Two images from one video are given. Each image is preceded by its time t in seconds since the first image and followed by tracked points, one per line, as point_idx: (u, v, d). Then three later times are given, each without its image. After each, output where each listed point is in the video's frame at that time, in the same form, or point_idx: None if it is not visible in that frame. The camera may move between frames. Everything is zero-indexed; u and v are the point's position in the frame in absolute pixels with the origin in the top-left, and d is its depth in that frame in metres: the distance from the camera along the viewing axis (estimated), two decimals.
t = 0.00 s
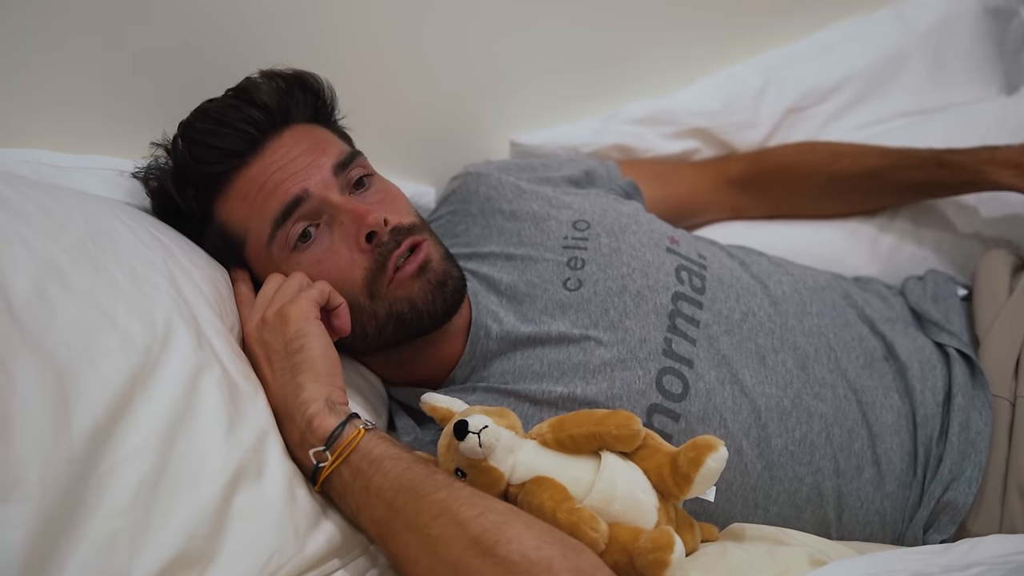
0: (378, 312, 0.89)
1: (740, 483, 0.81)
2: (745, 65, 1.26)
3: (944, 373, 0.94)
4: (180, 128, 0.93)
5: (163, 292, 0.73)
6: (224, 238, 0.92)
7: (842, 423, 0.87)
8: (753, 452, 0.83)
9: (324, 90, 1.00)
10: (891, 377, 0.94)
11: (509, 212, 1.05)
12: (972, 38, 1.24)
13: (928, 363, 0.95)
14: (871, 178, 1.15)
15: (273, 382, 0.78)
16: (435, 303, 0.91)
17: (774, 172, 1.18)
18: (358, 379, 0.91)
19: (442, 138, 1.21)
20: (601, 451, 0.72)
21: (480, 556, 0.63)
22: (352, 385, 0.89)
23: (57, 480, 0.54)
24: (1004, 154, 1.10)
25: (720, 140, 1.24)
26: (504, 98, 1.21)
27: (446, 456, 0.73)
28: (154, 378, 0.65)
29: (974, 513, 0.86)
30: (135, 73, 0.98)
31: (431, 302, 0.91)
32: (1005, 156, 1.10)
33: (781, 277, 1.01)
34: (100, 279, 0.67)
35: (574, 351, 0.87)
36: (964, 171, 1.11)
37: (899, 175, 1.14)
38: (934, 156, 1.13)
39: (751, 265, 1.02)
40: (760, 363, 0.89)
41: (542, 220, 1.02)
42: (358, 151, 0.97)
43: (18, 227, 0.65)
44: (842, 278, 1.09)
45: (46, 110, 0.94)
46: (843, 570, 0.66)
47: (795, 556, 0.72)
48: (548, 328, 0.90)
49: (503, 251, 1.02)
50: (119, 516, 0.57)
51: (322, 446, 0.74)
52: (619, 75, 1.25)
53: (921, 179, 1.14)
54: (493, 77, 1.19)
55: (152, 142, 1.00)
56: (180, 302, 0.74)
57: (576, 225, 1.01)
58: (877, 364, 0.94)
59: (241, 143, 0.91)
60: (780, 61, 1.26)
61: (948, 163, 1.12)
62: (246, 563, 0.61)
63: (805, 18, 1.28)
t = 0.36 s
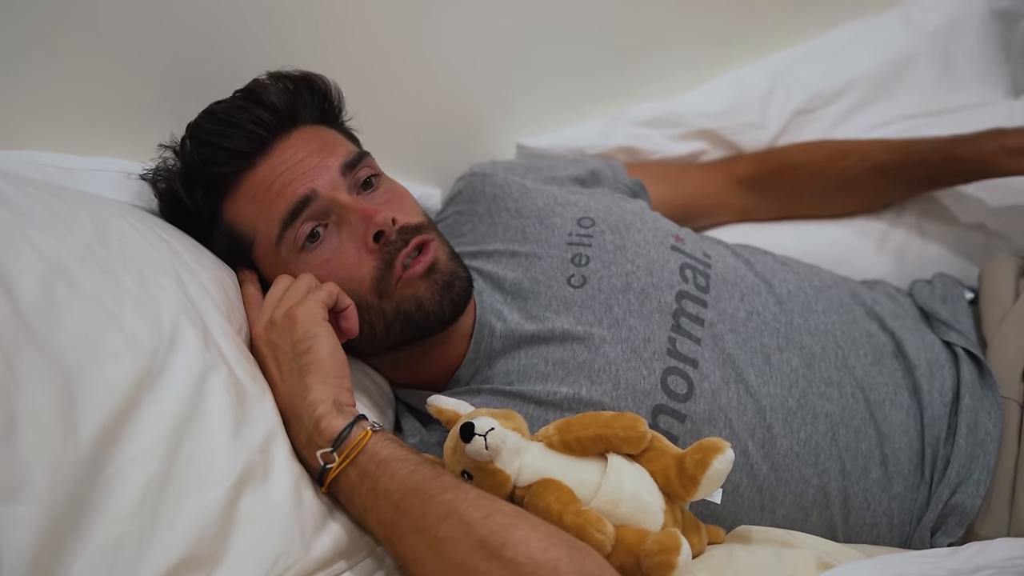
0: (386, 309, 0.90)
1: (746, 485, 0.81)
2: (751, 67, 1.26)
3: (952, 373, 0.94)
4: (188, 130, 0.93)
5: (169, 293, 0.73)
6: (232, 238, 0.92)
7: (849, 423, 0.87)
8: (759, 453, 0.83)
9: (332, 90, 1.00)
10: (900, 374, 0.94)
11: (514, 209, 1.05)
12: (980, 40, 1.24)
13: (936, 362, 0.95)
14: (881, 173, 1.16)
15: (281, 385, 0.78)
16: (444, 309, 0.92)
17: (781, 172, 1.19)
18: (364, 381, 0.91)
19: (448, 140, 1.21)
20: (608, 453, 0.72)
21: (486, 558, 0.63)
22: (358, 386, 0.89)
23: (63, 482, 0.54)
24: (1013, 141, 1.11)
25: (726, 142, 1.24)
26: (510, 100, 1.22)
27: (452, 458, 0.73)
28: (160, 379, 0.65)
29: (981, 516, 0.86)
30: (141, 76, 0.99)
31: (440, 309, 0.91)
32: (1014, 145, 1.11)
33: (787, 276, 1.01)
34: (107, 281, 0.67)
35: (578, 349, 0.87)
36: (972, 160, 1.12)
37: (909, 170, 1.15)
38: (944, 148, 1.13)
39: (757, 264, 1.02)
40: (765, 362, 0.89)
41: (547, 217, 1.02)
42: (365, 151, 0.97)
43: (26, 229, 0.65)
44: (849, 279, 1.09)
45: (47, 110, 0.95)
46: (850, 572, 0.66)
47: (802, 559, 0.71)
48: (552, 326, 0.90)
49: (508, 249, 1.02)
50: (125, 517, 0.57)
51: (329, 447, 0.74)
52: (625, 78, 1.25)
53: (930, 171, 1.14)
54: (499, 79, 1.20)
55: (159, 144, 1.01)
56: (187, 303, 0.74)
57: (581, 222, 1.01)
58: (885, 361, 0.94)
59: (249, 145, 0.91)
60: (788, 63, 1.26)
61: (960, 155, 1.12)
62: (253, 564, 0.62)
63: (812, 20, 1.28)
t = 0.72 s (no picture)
0: (393, 310, 0.90)
1: (753, 487, 0.81)
2: (757, 68, 1.26)
3: (957, 377, 0.94)
4: (196, 129, 0.93)
5: (177, 293, 0.73)
6: (239, 237, 0.92)
7: (855, 426, 0.87)
8: (765, 455, 0.83)
9: (340, 91, 1.00)
10: (905, 379, 0.94)
11: (521, 210, 1.05)
12: (987, 40, 1.24)
13: (941, 365, 0.95)
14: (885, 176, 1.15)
15: (288, 384, 0.79)
16: (450, 305, 0.92)
17: (787, 172, 1.19)
18: (370, 380, 0.91)
19: (455, 140, 1.21)
20: (614, 454, 0.72)
21: (493, 557, 0.63)
22: (365, 386, 0.89)
23: (71, 481, 0.54)
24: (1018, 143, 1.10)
25: (732, 141, 1.24)
26: (516, 100, 1.22)
27: (459, 458, 0.73)
28: (168, 378, 0.65)
29: (987, 519, 0.86)
30: (149, 75, 0.99)
31: (445, 305, 0.91)
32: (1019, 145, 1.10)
33: (793, 278, 1.01)
34: (115, 280, 0.67)
35: (584, 350, 0.87)
36: (976, 163, 1.11)
37: (913, 173, 1.14)
38: (949, 151, 1.12)
39: (763, 265, 1.02)
40: (771, 364, 0.89)
41: (553, 218, 1.02)
42: (373, 151, 0.98)
43: (34, 227, 0.65)
44: (855, 280, 1.09)
45: (49, 107, 0.95)
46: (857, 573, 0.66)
47: (808, 560, 0.71)
48: (558, 327, 0.90)
49: (514, 249, 1.02)
50: (133, 516, 0.57)
51: (336, 447, 0.74)
52: (631, 78, 1.25)
53: (936, 172, 1.14)
54: (506, 79, 1.20)
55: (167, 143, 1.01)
56: (195, 303, 0.74)
57: (587, 223, 1.01)
58: (890, 365, 0.94)
59: (257, 144, 0.91)
60: (794, 64, 1.26)
61: (963, 158, 1.12)
62: (260, 564, 0.62)
63: (819, 20, 1.28)
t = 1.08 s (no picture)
0: (397, 310, 0.90)
1: (756, 487, 0.81)
2: (761, 67, 1.26)
3: (960, 378, 0.94)
4: (201, 128, 0.93)
5: (180, 292, 0.73)
6: (244, 237, 0.92)
7: (859, 426, 0.87)
8: (769, 455, 0.83)
9: (344, 90, 1.00)
10: (908, 379, 0.94)
11: (525, 209, 1.05)
12: (991, 39, 1.24)
13: (945, 366, 0.95)
14: (890, 172, 1.15)
15: (292, 383, 0.78)
16: (457, 305, 0.92)
17: (791, 171, 1.19)
18: (374, 380, 0.91)
19: (458, 139, 1.21)
20: (618, 452, 0.72)
21: (497, 556, 0.63)
22: (369, 385, 0.89)
23: (74, 479, 0.54)
24: None
25: (736, 139, 1.24)
26: (520, 98, 1.22)
27: (463, 456, 0.73)
28: (172, 377, 0.65)
29: (991, 520, 0.86)
30: (152, 74, 0.99)
31: (452, 306, 0.91)
32: None
33: (797, 278, 1.01)
34: (119, 279, 0.67)
35: (588, 350, 0.87)
36: (983, 155, 1.11)
37: (919, 167, 1.14)
38: (955, 144, 1.12)
39: (767, 265, 1.02)
40: (776, 364, 0.89)
41: (558, 217, 1.02)
42: (377, 151, 0.97)
43: (38, 226, 0.65)
44: (858, 280, 1.09)
45: (52, 108, 0.95)
46: (860, 572, 0.66)
47: (812, 560, 0.71)
48: (562, 326, 0.90)
49: (519, 249, 1.02)
50: (136, 514, 0.57)
51: (339, 445, 0.74)
52: (635, 76, 1.25)
53: (941, 167, 1.14)
54: (510, 78, 1.20)
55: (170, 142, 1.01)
56: (199, 302, 0.74)
57: (591, 223, 1.01)
58: (894, 366, 0.94)
59: (261, 142, 0.91)
60: (798, 63, 1.26)
61: (970, 151, 1.12)
62: (263, 563, 0.61)
63: (823, 19, 1.28)
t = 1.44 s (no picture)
0: (399, 312, 0.90)
1: (759, 488, 0.81)
2: (764, 67, 1.26)
3: (962, 379, 0.94)
4: (202, 128, 0.93)
5: (182, 292, 0.73)
6: (245, 237, 0.92)
7: (861, 427, 0.87)
8: (771, 456, 0.83)
9: (346, 90, 1.00)
10: (910, 381, 0.94)
11: (528, 210, 1.05)
12: (993, 39, 1.24)
13: (947, 367, 0.95)
14: (894, 176, 1.15)
15: (294, 384, 0.78)
16: (462, 310, 0.92)
17: (794, 172, 1.19)
18: (377, 382, 0.91)
19: (461, 139, 1.21)
20: (620, 453, 0.71)
21: (499, 557, 0.63)
22: (372, 386, 0.89)
23: (76, 481, 0.54)
24: None
25: (739, 140, 1.24)
26: (523, 99, 1.22)
27: (465, 457, 0.73)
28: (174, 378, 0.65)
29: (994, 521, 0.86)
30: (154, 74, 0.99)
31: (455, 311, 0.91)
32: None
33: (800, 279, 1.01)
34: (120, 280, 0.67)
35: (591, 351, 0.87)
36: (987, 159, 1.11)
37: (921, 172, 1.14)
38: (959, 149, 1.13)
39: (769, 267, 1.02)
40: (778, 365, 0.89)
41: (561, 218, 1.02)
42: (379, 151, 0.97)
43: (39, 226, 0.65)
44: (860, 281, 1.09)
45: (53, 109, 0.94)
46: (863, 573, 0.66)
47: (814, 561, 0.71)
48: (565, 327, 0.90)
49: (522, 249, 1.02)
50: (138, 516, 0.57)
51: (342, 446, 0.74)
52: (637, 77, 1.25)
53: (944, 173, 1.14)
54: (512, 78, 1.20)
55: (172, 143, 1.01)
56: (200, 303, 0.74)
57: (594, 224, 1.01)
58: (896, 367, 0.94)
59: (263, 143, 0.91)
60: (801, 63, 1.26)
61: (973, 155, 1.12)
62: (264, 564, 0.61)
63: (825, 19, 1.28)
